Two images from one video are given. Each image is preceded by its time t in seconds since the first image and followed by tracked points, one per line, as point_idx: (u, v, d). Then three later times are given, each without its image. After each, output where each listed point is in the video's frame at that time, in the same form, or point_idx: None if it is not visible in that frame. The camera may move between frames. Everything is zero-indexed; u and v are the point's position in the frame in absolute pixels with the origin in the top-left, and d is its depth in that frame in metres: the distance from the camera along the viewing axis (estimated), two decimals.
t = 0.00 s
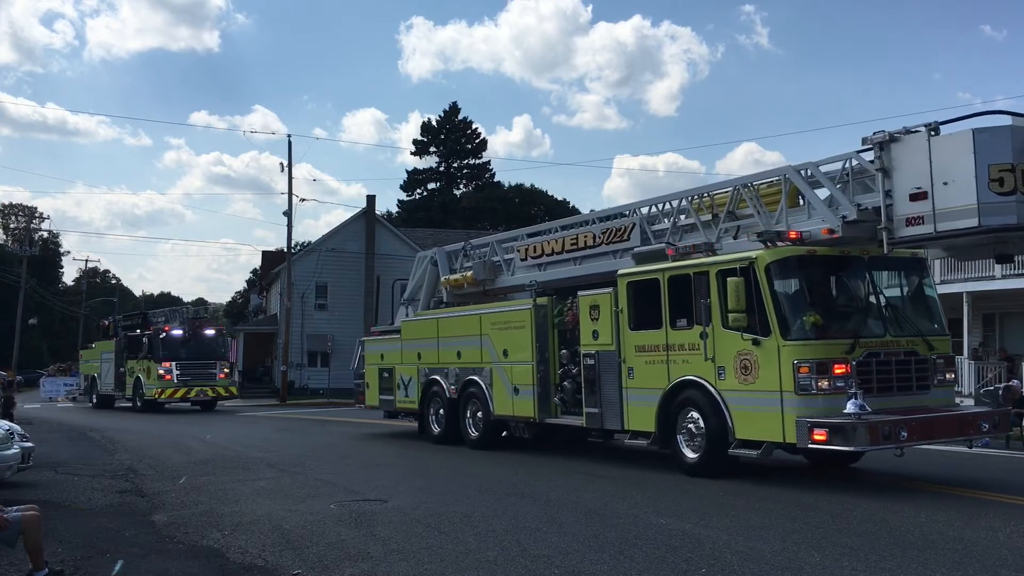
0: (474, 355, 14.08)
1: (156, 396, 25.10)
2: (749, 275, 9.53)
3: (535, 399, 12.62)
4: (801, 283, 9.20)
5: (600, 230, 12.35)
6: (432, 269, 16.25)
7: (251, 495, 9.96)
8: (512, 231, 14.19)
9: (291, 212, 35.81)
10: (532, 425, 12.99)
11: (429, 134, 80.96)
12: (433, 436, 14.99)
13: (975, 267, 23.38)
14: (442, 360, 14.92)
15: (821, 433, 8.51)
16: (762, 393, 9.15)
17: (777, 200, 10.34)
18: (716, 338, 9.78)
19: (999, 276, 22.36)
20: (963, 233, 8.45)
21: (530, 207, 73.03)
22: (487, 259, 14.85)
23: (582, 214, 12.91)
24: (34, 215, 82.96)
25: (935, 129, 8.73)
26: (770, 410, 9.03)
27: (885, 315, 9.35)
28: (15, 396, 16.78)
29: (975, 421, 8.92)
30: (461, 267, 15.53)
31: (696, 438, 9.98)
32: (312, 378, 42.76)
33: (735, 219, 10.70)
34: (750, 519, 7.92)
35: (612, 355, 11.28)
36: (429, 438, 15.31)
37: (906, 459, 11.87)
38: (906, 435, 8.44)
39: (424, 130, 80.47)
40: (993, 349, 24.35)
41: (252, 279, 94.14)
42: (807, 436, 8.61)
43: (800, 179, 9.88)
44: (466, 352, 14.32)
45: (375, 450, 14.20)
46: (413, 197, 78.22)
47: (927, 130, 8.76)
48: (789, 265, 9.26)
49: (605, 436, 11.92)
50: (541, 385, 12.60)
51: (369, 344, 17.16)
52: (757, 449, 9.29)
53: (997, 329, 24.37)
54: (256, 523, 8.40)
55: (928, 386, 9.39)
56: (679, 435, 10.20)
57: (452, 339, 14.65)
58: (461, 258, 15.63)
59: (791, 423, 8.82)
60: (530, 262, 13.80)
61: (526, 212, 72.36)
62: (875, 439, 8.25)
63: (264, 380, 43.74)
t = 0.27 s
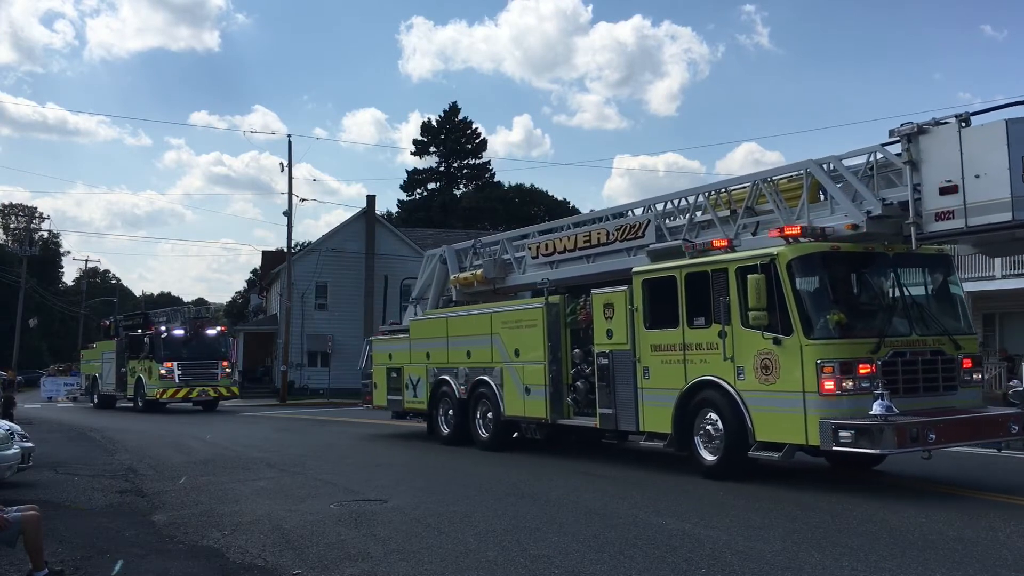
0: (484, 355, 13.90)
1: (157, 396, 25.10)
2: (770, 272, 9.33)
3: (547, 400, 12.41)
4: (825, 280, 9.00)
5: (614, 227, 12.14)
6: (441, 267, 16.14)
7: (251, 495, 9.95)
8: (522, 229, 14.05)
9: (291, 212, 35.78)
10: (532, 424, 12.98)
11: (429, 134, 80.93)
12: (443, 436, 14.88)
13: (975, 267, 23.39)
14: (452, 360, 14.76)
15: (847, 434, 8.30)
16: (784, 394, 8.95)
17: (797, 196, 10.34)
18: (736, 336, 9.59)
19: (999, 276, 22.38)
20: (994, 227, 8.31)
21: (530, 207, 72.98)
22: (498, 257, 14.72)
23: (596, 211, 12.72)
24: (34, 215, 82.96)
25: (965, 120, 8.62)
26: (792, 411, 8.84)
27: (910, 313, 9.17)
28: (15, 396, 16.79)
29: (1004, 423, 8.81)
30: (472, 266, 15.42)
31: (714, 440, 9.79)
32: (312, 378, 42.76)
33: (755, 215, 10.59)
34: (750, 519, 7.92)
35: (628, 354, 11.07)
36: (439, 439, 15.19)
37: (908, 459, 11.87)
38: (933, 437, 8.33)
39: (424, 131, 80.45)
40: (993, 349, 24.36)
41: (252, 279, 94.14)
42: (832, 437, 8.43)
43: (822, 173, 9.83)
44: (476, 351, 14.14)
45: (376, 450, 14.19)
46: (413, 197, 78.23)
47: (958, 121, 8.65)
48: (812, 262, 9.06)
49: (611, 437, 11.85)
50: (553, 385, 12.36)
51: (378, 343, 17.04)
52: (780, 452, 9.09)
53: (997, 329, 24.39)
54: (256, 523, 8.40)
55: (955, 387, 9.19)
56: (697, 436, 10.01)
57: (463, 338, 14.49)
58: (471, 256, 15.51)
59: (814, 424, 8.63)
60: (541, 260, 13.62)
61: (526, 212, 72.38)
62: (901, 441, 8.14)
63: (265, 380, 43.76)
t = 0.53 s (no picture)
0: (495, 355, 13.73)
1: (159, 396, 25.08)
2: (793, 269, 9.10)
3: (560, 400, 12.21)
4: (849, 276, 8.78)
5: (629, 224, 12.00)
6: (450, 265, 16.05)
7: (251, 495, 9.95)
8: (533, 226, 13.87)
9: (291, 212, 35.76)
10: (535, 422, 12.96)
11: (429, 134, 80.90)
12: (452, 437, 14.72)
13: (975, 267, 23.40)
14: (463, 360, 14.59)
15: (874, 437, 8.06)
16: (807, 395, 8.71)
17: (819, 190, 10.12)
18: (758, 335, 9.36)
19: (999, 276, 22.39)
20: None
21: (530, 207, 73.05)
22: (509, 254, 14.58)
23: (609, 208, 12.57)
24: (35, 215, 82.98)
25: (999, 110, 8.35)
26: (815, 412, 8.60)
27: (938, 311, 8.95)
28: (15, 396, 16.80)
29: None
30: (481, 263, 15.29)
31: (734, 442, 9.55)
32: (312, 378, 42.77)
33: (775, 211, 10.42)
34: (750, 519, 7.92)
35: (643, 354, 10.83)
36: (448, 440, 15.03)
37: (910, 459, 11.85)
38: (965, 441, 8.09)
39: (424, 131, 80.43)
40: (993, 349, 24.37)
41: (252, 279, 94.16)
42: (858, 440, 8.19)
43: (846, 167, 9.61)
44: (487, 351, 13.97)
45: (376, 450, 14.19)
46: (413, 197, 78.24)
47: (991, 111, 8.38)
48: (836, 258, 8.85)
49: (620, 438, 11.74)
50: (566, 386, 12.17)
51: (387, 343, 16.93)
52: (802, 454, 8.84)
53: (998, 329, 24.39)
54: (256, 523, 8.39)
55: (984, 387, 8.98)
56: (717, 437, 9.78)
57: (473, 338, 14.33)
58: (481, 253, 15.37)
59: (838, 426, 8.38)
60: (554, 257, 13.49)
61: (526, 212, 72.39)
62: (932, 444, 7.88)
63: (265, 380, 43.78)
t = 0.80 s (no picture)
0: (506, 354, 13.56)
1: (161, 396, 25.06)
2: (817, 265, 8.87)
3: (572, 401, 12.00)
4: (875, 273, 8.53)
5: (644, 220, 11.93)
6: (459, 264, 16.04)
7: (252, 496, 9.95)
8: (544, 223, 13.79)
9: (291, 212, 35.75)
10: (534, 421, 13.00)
11: (429, 134, 80.90)
12: (462, 439, 14.57)
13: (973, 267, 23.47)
14: (473, 360, 14.42)
15: (902, 439, 7.82)
16: (832, 395, 8.48)
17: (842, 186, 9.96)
18: (780, 335, 9.14)
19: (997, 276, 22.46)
20: None
21: (530, 207, 73.12)
22: (519, 252, 14.51)
23: (622, 204, 12.49)
24: (34, 215, 82.96)
25: None
26: (840, 413, 8.37)
27: (967, 309, 8.63)
28: (15, 396, 16.79)
29: None
30: (490, 261, 15.24)
31: (753, 445, 9.33)
32: (312, 378, 42.77)
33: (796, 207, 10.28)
34: (750, 519, 7.92)
35: (652, 354, 10.74)
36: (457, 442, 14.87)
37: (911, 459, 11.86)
38: (996, 444, 7.87)
39: (424, 130, 80.43)
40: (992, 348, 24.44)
41: (252, 279, 94.19)
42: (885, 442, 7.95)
43: (870, 160, 9.47)
44: (498, 350, 13.81)
45: (376, 450, 14.20)
46: (413, 197, 78.27)
47: None
48: (862, 254, 8.58)
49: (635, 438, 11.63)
50: (580, 386, 11.96)
51: (396, 342, 16.84)
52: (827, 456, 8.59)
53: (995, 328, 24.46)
54: (256, 523, 8.40)
55: (1016, 388, 8.64)
56: (736, 438, 9.55)
57: (484, 337, 14.15)
58: (490, 251, 15.31)
59: (865, 427, 8.15)
60: (567, 254, 13.42)
61: (525, 212, 72.43)
62: (963, 447, 7.65)
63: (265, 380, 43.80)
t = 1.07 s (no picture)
0: (518, 354, 13.47)
1: (163, 396, 25.03)
2: (843, 262, 8.67)
3: (587, 401, 11.92)
4: (903, 270, 8.34)
5: (659, 217, 11.77)
6: (469, 262, 16.01)
7: (252, 496, 9.96)
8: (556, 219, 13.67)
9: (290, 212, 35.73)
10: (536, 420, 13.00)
11: (429, 134, 80.86)
12: (473, 440, 14.44)
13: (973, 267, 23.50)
14: (484, 360, 14.31)
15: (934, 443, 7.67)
16: (858, 396, 8.31)
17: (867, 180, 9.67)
18: (804, 334, 8.96)
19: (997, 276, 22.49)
20: None
21: (530, 207, 73.11)
22: (531, 250, 14.40)
23: (638, 201, 12.35)
24: (34, 215, 82.99)
25: None
26: (868, 415, 8.21)
27: (999, 305, 8.46)
28: (15, 396, 16.80)
29: None
30: (501, 259, 15.13)
31: (776, 448, 9.14)
32: (312, 378, 42.77)
33: (819, 201, 10.00)
34: (750, 519, 7.93)
35: (663, 356, 10.67)
36: (467, 443, 14.75)
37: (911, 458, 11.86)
38: None
39: (424, 131, 80.42)
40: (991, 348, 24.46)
41: (252, 279, 94.19)
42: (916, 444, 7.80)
43: (898, 152, 9.18)
44: (509, 350, 13.71)
45: (377, 450, 14.20)
46: (413, 197, 78.27)
47: None
48: (890, 250, 8.38)
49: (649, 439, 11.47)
50: (594, 386, 11.90)
51: (403, 342, 16.74)
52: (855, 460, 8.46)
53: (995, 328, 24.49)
54: (256, 523, 8.40)
55: None
56: (759, 440, 9.34)
57: (495, 337, 14.05)
58: (501, 249, 15.22)
59: (894, 430, 7.99)
60: (580, 252, 13.28)
61: (525, 212, 72.41)
62: (998, 450, 7.61)
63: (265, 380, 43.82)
